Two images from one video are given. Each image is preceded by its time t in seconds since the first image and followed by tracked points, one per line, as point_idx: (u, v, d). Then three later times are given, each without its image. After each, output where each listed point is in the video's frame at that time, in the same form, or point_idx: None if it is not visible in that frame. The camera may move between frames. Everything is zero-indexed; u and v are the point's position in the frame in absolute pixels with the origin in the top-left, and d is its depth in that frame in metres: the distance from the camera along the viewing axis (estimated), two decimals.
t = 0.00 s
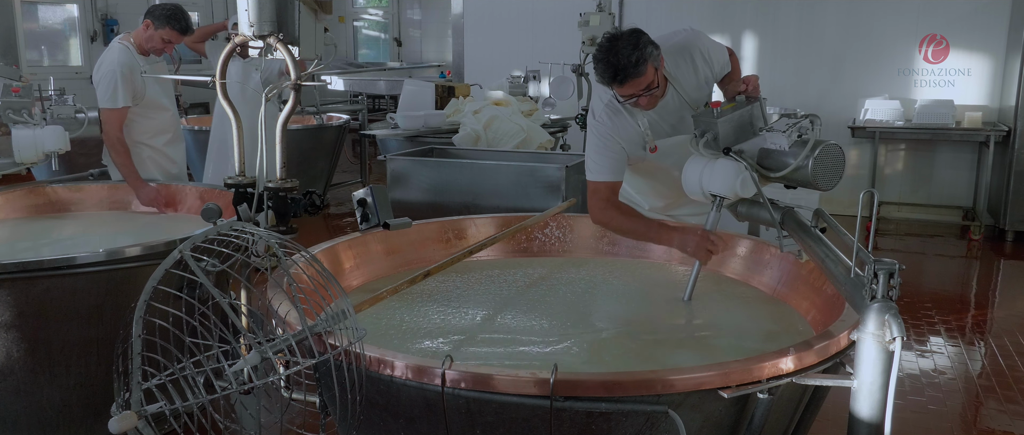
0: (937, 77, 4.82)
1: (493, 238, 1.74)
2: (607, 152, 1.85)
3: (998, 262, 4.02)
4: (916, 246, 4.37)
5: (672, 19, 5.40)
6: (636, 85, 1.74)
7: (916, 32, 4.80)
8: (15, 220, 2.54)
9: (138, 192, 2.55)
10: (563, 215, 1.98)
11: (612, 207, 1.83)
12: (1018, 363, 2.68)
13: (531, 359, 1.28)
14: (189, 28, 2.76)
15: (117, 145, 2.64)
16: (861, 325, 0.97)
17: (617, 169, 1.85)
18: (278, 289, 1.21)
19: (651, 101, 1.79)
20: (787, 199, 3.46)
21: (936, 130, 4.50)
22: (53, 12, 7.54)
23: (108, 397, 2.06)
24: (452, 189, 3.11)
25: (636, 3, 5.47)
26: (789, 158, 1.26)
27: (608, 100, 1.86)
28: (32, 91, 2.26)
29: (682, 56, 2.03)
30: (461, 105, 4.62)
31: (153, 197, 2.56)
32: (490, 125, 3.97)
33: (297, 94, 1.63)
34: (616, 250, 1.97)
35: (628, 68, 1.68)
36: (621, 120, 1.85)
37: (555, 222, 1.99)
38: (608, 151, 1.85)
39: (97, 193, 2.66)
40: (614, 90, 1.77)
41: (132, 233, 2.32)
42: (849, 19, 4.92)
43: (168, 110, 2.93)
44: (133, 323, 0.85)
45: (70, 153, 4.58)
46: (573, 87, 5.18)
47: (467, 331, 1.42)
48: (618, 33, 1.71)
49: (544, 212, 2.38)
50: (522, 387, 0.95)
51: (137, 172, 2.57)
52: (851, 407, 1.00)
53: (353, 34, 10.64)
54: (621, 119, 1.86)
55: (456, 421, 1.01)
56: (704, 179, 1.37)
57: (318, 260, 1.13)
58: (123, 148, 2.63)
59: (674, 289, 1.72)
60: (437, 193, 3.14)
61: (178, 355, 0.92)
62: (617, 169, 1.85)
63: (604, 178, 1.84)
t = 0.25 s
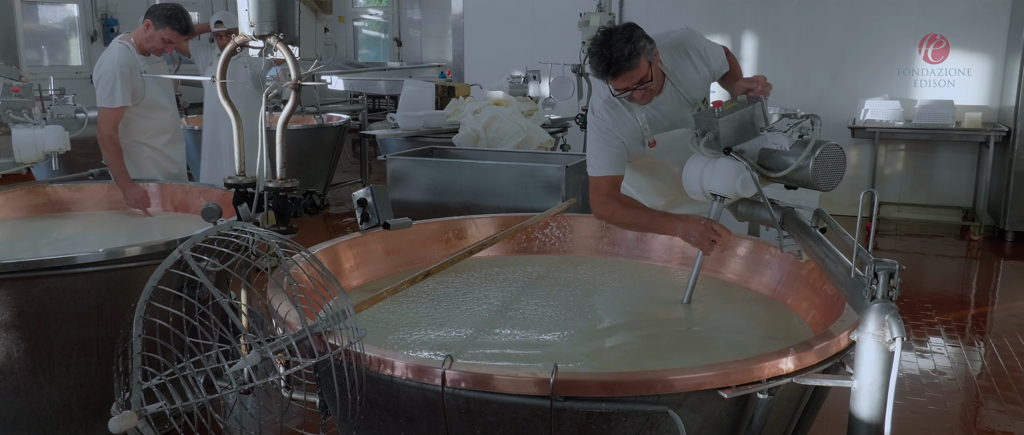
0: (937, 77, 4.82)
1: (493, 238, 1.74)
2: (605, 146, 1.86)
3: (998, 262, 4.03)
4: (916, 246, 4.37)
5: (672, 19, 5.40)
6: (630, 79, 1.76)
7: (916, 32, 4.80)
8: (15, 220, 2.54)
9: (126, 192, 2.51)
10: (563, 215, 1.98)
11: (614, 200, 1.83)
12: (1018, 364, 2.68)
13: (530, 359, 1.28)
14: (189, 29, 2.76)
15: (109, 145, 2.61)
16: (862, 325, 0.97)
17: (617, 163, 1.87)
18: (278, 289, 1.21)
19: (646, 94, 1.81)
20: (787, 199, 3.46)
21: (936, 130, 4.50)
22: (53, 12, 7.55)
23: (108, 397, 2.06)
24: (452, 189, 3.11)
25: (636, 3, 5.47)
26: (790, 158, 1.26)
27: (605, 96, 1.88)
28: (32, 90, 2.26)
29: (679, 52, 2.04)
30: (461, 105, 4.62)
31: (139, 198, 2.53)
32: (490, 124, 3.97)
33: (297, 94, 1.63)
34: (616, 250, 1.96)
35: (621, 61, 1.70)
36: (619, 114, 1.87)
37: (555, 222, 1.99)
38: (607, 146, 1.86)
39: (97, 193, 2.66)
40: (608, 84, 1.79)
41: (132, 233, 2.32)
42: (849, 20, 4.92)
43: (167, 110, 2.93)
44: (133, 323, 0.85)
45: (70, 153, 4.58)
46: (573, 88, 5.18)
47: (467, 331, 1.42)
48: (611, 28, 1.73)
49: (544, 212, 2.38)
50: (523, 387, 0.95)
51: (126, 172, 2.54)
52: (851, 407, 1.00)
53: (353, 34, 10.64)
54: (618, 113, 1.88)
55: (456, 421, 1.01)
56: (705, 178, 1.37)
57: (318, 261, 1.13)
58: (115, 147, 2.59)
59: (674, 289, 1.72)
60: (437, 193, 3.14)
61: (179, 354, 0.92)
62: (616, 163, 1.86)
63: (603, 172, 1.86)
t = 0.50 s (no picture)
0: (937, 77, 4.82)
1: (493, 238, 1.74)
2: (608, 141, 1.93)
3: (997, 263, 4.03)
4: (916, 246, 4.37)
5: (672, 19, 5.40)
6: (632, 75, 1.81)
7: (916, 32, 4.80)
8: (15, 220, 2.54)
9: (113, 190, 2.54)
10: (564, 216, 1.99)
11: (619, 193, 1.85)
12: (1017, 364, 2.68)
13: (530, 359, 1.28)
14: (190, 30, 2.76)
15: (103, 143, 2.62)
16: (862, 325, 0.97)
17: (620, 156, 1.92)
18: (279, 289, 1.21)
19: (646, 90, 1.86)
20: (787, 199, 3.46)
21: (936, 130, 4.50)
22: (53, 12, 7.58)
23: (108, 397, 2.06)
24: (452, 189, 3.11)
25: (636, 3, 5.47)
26: (790, 158, 1.26)
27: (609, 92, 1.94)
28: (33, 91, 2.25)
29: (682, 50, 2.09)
30: (461, 105, 4.62)
31: (124, 197, 2.54)
32: (490, 124, 3.97)
33: (297, 94, 1.62)
34: (616, 250, 1.96)
35: (623, 56, 1.74)
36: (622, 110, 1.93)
37: (555, 222, 1.99)
38: (611, 140, 1.93)
39: (97, 193, 2.66)
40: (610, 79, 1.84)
41: (132, 234, 2.32)
42: (849, 20, 4.92)
43: (168, 110, 2.93)
44: (133, 323, 0.85)
45: (70, 153, 4.58)
46: (573, 88, 5.19)
47: (468, 332, 1.42)
48: (615, 24, 1.78)
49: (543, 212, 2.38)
50: (523, 387, 0.95)
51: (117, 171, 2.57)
52: (851, 407, 1.00)
53: (353, 34, 10.66)
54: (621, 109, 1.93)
55: (457, 421, 1.01)
56: (704, 178, 1.38)
57: (318, 260, 1.13)
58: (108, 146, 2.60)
59: (675, 289, 1.72)
60: (438, 193, 3.14)
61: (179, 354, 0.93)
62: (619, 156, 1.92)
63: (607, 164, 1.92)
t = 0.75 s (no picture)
0: (937, 78, 4.82)
1: (493, 239, 1.74)
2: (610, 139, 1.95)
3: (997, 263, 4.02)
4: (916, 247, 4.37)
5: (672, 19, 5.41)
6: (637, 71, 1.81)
7: (916, 32, 4.80)
8: (15, 220, 2.54)
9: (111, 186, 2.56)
10: (564, 216, 1.99)
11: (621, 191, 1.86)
12: (1017, 365, 2.68)
13: (530, 360, 1.28)
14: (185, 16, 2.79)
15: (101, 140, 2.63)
16: (862, 326, 0.97)
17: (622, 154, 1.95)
18: (279, 289, 1.21)
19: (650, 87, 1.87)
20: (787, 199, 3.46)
21: (937, 130, 4.50)
22: (54, 12, 7.61)
23: (108, 397, 2.06)
24: (452, 189, 3.11)
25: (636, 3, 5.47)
26: (789, 159, 1.26)
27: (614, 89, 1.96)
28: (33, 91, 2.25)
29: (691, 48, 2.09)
30: (461, 105, 4.62)
31: (122, 194, 2.57)
32: (490, 125, 3.97)
33: (297, 94, 1.62)
34: (616, 250, 1.96)
35: (628, 51, 1.75)
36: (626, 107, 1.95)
37: (555, 223, 1.99)
38: (613, 137, 1.95)
39: (97, 193, 2.66)
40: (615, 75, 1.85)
41: (132, 234, 2.32)
42: (849, 20, 4.92)
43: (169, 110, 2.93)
44: (133, 322, 0.85)
45: (70, 153, 4.59)
46: (573, 88, 5.19)
47: (469, 332, 1.42)
48: (622, 19, 1.79)
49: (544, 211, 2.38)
50: (523, 388, 0.95)
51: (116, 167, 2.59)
52: (851, 407, 1.00)
53: (353, 35, 10.67)
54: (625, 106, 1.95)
55: (457, 421, 1.01)
56: (705, 179, 1.37)
57: (318, 260, 1.13)
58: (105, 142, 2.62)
59: (675, 289, 1.72)
60: (437, 193, 3.14)
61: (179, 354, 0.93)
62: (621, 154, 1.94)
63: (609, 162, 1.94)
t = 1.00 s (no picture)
0: (937, 78, 4.83)
1: (493, 239, 1.75)
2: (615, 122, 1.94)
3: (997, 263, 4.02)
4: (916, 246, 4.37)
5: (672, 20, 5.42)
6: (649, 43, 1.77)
7: (916, 33, 4.80)
8: (15, 220, 2.54)
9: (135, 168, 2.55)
10: (564, 216, 1.99)
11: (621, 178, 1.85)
12: (1017, 364, 2.68)
13: (530, 360, 1.28)
14: None
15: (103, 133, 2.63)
16: (862, 326, 0.97)
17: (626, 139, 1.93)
18: (279, 289, 1.21)
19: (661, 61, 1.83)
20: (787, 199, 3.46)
21: (936, 130, 4.50)
22: (54, 12, 7.62)
23: (108, 397, 2.06)
24: (452, 189, 3.10)
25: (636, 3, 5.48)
26: (789, 158, 1.26)
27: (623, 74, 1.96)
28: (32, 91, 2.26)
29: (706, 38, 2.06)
30: (461, 105, 4.62)
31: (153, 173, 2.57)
32: (490, 125, 3.97)
33: (297, 94, 1.62)
34: (617, 250, 1.96)
35: (643, 19, 1.71)
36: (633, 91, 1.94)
37: (555, 223, 1.99)
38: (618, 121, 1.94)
39: (97, 193, 2.66)
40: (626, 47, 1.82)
41: (132, 234, 2.32)
42: (849, 20, 4.92)
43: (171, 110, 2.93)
44: (133, 322, 0.85)
45: (70, 153, 4.59)
46: (573, 88, 5.19)
47: (469, 332, 1.42)
48: None
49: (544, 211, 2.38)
50: (523, 387, 0.95)
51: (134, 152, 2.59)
52: (851, 407, 1.00)
53: (353, 35, 10.67)
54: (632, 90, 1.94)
55: (457, 421, 1.01)
56: (703, 179, 1.37)
57: (318, 260, 1.13)
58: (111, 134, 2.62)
59: (675, 289, 1.72)
60: (437, 193, 3.14)
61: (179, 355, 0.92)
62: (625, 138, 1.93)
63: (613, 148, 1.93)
